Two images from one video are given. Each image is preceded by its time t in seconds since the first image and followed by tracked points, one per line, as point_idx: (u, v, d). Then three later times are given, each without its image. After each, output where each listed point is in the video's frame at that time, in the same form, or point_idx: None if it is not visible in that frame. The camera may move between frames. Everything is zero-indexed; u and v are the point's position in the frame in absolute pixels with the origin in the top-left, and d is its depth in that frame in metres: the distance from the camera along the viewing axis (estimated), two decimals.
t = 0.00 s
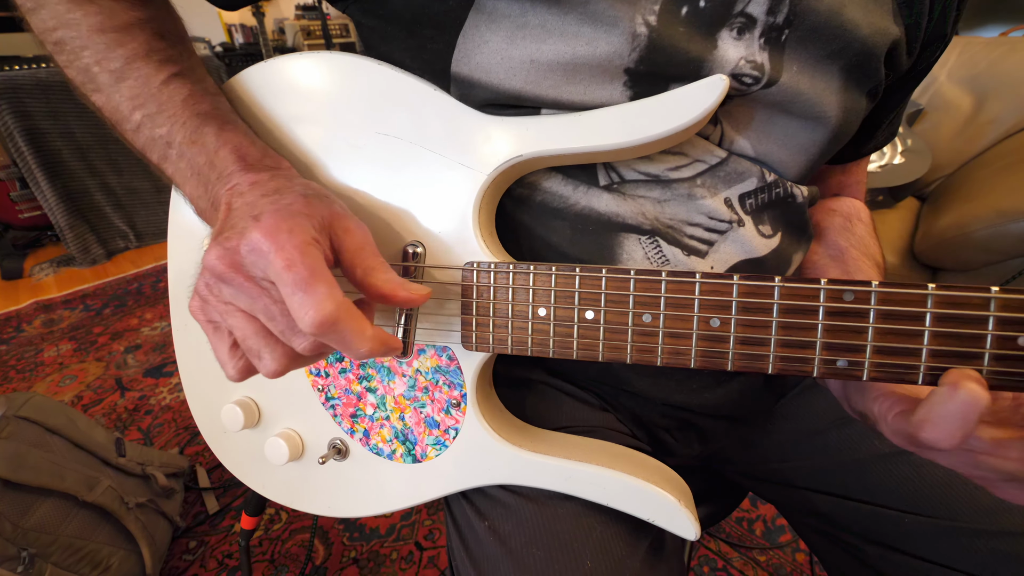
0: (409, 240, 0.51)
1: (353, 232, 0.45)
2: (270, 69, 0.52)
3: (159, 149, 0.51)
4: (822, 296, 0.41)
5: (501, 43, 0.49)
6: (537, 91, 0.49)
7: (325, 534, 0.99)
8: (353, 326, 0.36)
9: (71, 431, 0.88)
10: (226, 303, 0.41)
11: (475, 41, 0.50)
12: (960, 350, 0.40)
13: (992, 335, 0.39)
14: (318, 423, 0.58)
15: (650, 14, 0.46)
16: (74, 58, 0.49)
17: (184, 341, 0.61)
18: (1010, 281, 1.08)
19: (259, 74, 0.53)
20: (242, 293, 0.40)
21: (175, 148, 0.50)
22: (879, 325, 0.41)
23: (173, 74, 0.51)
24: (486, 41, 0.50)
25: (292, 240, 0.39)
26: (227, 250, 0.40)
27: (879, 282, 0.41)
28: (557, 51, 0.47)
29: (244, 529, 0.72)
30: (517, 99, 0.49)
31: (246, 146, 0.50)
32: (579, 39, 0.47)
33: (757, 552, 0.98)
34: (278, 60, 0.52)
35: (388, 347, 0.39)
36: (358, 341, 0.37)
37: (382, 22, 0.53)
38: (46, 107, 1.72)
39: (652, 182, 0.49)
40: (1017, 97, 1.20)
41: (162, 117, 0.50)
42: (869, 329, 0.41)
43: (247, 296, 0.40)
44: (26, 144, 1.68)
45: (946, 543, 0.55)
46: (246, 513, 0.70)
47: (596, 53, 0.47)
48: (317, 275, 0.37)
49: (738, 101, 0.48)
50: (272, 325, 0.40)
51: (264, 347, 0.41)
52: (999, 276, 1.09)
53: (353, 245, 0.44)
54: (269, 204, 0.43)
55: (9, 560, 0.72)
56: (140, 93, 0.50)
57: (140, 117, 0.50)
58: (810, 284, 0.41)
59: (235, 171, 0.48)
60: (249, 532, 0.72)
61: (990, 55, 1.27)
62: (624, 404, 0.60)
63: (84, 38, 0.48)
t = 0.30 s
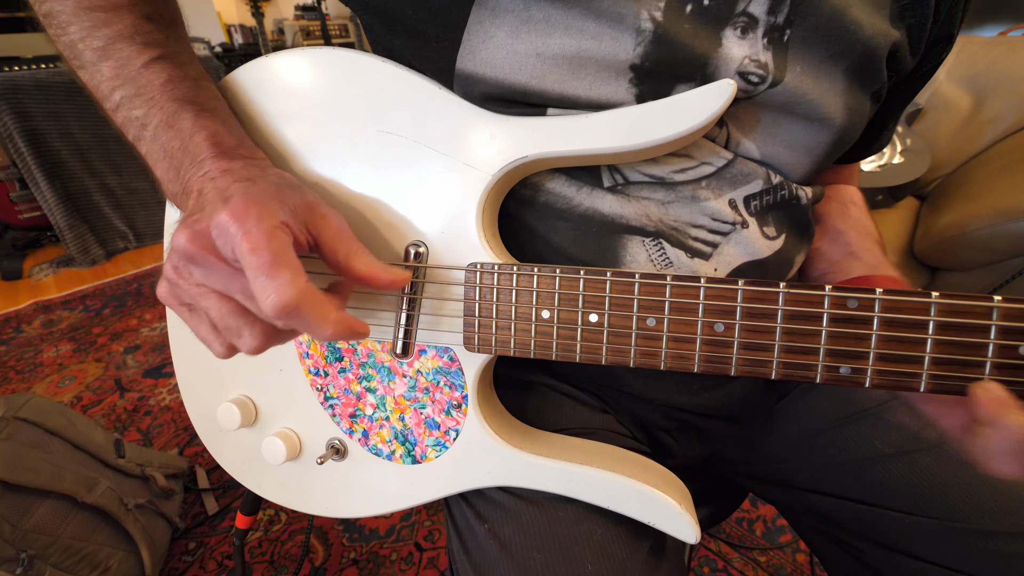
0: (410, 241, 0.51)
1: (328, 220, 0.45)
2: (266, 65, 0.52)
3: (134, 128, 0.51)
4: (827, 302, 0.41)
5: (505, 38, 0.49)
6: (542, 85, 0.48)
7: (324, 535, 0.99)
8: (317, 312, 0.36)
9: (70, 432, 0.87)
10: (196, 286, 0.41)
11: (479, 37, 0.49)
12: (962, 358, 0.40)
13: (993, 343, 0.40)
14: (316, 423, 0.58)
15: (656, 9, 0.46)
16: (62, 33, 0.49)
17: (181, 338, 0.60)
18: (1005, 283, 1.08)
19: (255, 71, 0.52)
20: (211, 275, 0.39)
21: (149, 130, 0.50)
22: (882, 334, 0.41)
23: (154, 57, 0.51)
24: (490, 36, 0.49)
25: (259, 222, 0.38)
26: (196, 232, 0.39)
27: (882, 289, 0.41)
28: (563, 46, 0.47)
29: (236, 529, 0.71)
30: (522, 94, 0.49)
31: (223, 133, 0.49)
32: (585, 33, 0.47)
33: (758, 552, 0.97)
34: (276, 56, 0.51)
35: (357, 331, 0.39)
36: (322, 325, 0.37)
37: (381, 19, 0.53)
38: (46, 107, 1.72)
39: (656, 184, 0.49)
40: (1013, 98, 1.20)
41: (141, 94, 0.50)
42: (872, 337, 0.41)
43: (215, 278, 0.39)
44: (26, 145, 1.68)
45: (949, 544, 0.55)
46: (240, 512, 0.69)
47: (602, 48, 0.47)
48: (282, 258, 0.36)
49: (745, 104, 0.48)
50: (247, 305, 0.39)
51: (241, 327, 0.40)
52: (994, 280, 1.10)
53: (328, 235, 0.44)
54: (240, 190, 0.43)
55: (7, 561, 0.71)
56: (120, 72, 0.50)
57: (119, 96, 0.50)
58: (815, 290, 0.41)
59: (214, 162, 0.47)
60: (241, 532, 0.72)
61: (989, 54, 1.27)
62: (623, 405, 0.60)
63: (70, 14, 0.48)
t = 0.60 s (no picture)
0: (413, 240, 0.51)
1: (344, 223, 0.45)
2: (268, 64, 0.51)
3: (132, 130, 0.50)
4: (832, 298, 0.41)
5: (509, 33, 0.48)
6: (546, 80, 0.48)
7: (324, 535, 0.98)
8: (354, 296, 0.36)
9: (70, 432, 0.87)
10: (215, 276, 0.41)
11: (483, 32, 0.49)
12: (967, 353, 0.40)
13: (998, 339, 0.39)
14: (318, 423, 0.57)
15: (659, 2, 0.46)
16: (60, 34, 0.49)
17: (180, 341, 0.60)
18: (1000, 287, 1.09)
19: (256, 70, 0.52)
20: (236, 262, 0.39)
21: (150, 132, 0.50)
22: (888, 330, 0.41)
23: (158, 61, 0.51)
24: (494, 32, 0.49)
25: (293, 212, 0.40)
26: (224, 221, 0.40)
27: (888, 285, 0.40)
28: (567, 40, 0.47)
29: (241, 531, 0.71)
30: (526, 90, 0.48)
31: (229, 139, 0.50)
32: (589, 28, 0.47)
33: (759, 553, 0.97)
34: (278, 54, 0.51)
35: (385, 332, 0.38)
36: (357, 312, 0.37)
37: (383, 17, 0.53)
38: (47, 107, 1.71)
39: (660, 181, 0.49)
40: (1013, 99, 1.20)
41: (140, 102, 0.50)
42: (878, 334, 0.41)
43: (238, 267, 0.39)
44: (27, 145, 1.68)
45: (952, 544, 0.54)
46: (244, 516, 0.69)
47: (606, 42, 0.47)
48: (320, 243, 0.37)
49: (748, 98, 0.48)
50: (269, 295, 0.39)
51: (261, 320, 0.40)
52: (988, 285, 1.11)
53: (345, 235, 0.44)
54: (263, 185, 0.45)
55: (7, 562, 0.71)
56: (122, 74, 0.49)
57: (118, 97, 0.50)
58: (820, 287, 0.41)
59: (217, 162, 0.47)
60: (247, 534, 0.72)
61: (990, 53, 1.27)
62: (625, 404, 0.60)
63: (71, 16, 0.48)
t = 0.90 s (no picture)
0: (415, 240, 0.50)
1: (345, 244, 0.46)
2: (269, 63, 0.51)
3: (131, 138, 0.51)
4: (836, 300, 0.41)
5: (514, 32, 0.48)
6: (551, 80, 0.48)
7: (325, 535, 0.98)
8: (352, 336, 0.37)
9: (70, 432, 0.87)
10: (213, 306, 0.42)
11: (488, 31, 0.49)
12: (970, 356, 0.40)
13: (999, 342, 0.39)
14: (318, 424, 0.57)
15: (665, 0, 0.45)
16: (58, 41, 0.49)
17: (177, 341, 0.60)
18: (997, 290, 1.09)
19: (258, 69, 0.52)
20: (232, 295, 0.41)
21: (149, 139, 0.50)
22: (890, 333, 0.40)
23: (155, 64, 0.50)
24: (499, 31, 0.49)
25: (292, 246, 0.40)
26: (217, 253, 0.41)
27: (890, 288, 0.40)
28: (572, 39, 0.47)
29: (236, 533, 0.71)
30: (531, 89, 0.48)
31: (228, 146, 0.50)
32: (594, 26, 0.46)
33: (760, 554, 0.97)
34: (280, 53, 0.50)
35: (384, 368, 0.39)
36: (355, 351, 0.37)
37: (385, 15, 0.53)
38: (46, 107, 1.71)
39: (665, 180, 0.49)
40: (1012, 99, 1.19)
41: (139, 109, 0.50)
42: (881, 336, 0.41)
43: (234, 299, 0.41)
44: (27, 146, 1.67)
45: (956, 546, 0.54)
46: (240, 517, 0.69)
47: (612, 41, 0.46)
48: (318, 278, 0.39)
49: (753, 96, 0.48)
50: (266, 327, 0.40)
51: (261, 350, 0.42)
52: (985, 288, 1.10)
53: (345, 258, 0.45)
54: (260, 208, 0.44)
55: (6, 562, 0.71)
56: (120, 81, 0.49)
57: (117, 105, 0.50)
58: (824, 289, 0.41)
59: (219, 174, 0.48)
60: (242, 536, 0.71)
61: (991, 53, 1.27)
62: (628, 405, 0.59)
63: (66, 23, 0.47)
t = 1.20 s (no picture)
0: (416, 240, 0.50)
1: (345, 273, 0.45)
2: (271, 62, 0.51)
3: (133, 146, 0.51)
4: (839, 299, 0.41)
5: (515, 32, 0.48)
6: (552, 80, 0.47)
7: (325, 534, 0.98)
8: (358, 371, 0.39)
9: (72, 432, 0.87)
10: (223, 337, 0.43)
11: (489, 30, 0.49)
12: (976, 355, 0.40)
13: (1004, 340, 0.39)
14: (320, 425, 0.57)
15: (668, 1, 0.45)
16: (56, 49, 0.49)
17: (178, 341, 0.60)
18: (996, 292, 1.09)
19: (258, 69, 0.51)
20: (242, 330, 0.42)
21: (151, 148, 0.50)
22: (895, 332, 0.40)
23: (153, 70, 0.50)
24: (500, 30, 0.49)
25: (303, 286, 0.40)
26: (222, 289, 0.40)
27: (894, 286, 0.40)
28: (574, 39, 0.47)
29: (238, 534, 0.71)
30: (532, 89, 0.48)
31: (227, 151, 0.49)
32: (596, 26, 0.46)
33: (760, 554, 0.97)
34: (281, 52, 0.50)
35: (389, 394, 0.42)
36: (361, 384, 0.40)
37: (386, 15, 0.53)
38: (47, 106, 1.71)
39: (666, 180, 0.49)
40: (1015, 99, 1.19)
41: (139, 117, 0.50)
42: (885, 335, 0.40)
43: (245, 333, 0.42)
44: (28, 145, 1.67)
45: (958, 546, 0.54)
46: (242, 518, 0.69)
47: (614, 41, 0.46)
48: (325, 321, 0.39)
49: (756, 97, 0.48)
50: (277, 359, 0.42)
51: (270, 377, 0.44)
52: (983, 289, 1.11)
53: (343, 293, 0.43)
54: (264, 235, 0.43)
55: (10, 559, 0.71)
56: (119, 88, 0.49)
57: (118, 113, 0.50)
58: (827, 287, 0.41)
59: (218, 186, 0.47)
60: (243, 536, 0.72)
61: (993, 53, 1.26)
62: (630, 405, 0.60)
63: (64, 29, 0.47)
